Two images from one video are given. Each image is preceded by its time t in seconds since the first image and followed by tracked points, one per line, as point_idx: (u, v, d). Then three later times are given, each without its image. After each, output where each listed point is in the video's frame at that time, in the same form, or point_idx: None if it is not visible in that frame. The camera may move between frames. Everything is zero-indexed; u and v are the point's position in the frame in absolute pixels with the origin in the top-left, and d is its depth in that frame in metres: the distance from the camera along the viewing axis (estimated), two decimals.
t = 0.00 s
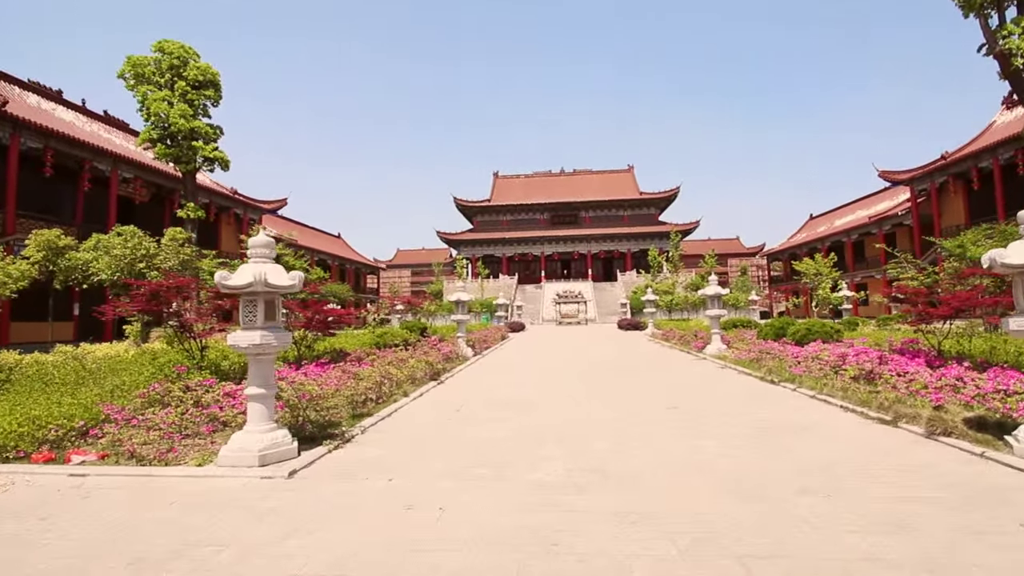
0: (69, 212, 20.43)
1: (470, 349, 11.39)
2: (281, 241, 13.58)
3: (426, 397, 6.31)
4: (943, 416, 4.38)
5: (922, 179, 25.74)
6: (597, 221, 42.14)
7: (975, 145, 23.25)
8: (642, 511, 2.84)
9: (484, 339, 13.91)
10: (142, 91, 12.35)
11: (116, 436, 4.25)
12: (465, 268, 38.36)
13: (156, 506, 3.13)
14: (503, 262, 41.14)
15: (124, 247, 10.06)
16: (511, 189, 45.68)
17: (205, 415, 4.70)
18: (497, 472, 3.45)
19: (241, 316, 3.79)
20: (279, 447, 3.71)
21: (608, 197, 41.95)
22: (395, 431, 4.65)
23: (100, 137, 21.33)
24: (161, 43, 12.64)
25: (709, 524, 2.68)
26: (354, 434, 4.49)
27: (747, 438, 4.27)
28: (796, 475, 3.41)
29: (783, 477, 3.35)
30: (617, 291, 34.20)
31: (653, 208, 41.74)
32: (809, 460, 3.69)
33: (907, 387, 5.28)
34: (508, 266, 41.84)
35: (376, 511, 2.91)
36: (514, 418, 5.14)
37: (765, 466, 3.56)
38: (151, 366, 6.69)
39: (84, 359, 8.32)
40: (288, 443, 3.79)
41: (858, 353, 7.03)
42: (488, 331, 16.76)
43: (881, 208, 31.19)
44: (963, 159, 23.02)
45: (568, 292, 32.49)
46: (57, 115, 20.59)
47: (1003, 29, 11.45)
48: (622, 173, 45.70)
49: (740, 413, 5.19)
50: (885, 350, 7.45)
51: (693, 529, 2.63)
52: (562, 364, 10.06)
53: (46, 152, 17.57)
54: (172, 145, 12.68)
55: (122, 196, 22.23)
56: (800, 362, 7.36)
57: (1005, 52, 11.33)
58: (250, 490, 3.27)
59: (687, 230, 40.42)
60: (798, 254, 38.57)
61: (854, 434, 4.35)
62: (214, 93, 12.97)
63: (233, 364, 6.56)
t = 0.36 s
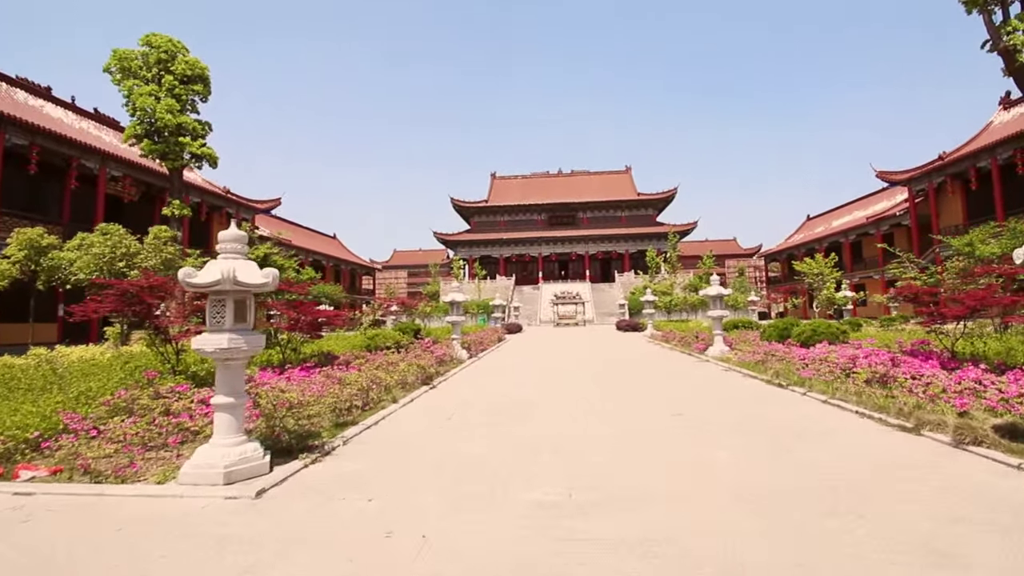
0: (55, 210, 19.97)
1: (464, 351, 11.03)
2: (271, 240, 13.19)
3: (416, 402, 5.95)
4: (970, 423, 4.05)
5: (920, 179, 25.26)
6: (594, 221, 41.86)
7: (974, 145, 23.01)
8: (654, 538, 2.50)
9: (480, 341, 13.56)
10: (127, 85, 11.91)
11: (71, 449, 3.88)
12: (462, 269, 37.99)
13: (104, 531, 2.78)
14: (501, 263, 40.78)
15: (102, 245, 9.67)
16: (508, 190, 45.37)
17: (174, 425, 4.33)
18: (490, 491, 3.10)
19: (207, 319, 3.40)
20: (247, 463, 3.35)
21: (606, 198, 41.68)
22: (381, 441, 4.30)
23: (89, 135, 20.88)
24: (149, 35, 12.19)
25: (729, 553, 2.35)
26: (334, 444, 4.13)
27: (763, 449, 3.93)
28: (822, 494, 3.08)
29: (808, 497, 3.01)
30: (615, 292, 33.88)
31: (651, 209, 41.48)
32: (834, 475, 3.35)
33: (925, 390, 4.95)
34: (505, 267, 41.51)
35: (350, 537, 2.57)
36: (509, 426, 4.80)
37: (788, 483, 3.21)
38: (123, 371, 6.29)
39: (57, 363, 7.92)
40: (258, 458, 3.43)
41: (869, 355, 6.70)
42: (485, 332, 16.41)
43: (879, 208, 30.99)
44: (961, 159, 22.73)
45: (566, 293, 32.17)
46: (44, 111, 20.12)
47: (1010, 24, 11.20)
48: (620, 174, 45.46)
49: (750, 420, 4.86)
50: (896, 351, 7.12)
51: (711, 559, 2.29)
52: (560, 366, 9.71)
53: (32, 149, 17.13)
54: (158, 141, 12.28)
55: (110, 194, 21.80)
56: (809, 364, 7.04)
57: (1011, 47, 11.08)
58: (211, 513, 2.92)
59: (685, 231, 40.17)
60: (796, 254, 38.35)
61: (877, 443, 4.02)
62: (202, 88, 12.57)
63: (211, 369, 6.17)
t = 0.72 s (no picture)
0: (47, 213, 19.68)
1: (461, 355, 10.73)
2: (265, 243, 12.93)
3: (407, 411, 5.64)
4: (1000, 432, 3.75)
5: (922, 178, 24.99)
6: (594, 223, 41.60)
7: (976, 145, 22.78)
8: (668, 569, 2.21)
9: (477, 345, 13.24)
10: (115, 83, 11.64)
11: (29, 467, 3.58)
12: (461, 271, 37.70)
13: (47, 562, 2.47)
14: (500, 265, 40.49)
15: (89, 248, 9.49)
16: (507, 192, 45.13)
17: (146, 438, 4.12)
18: (484, 513, 2.81)
19: (173, 324, 3.09)
20: (214, 482, 3.05)
21: (606, 200, 41.44)
22: (368, 455, 4.01)
23: (81, 136, 20.60)
24: (138, 33, 11.92)
25: None
26: (313, 459, 3.82)
27: (780, 463, 3.64)
28: (850, 515, 2.78)
29: (835, 518, 2.72)
30: (615, 294, 33.59)
31: (650, 211, 41.23)
32: (861, 493, 3.06)
33: (947, 396, 4.65)
34: (504, 269, 41.22)
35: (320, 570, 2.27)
36: (505, 436, 4.50)
37: (809, 502, 2.93)
38: (99, 379, 5.97)
39: (36, 369, 7.61)
40: (228, 477, 3.13)
41: (883, 359, 6.39)
42: (484, 336, 16.13)
43: (881, 208, 30.72)
44: (963, 159, 22.49)
45: (566, 295, 31.85)
46: (36, 112, 19.85)
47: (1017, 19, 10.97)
48: (619, 175, 45.24)
49: (763, 430, 4.55)
50: (911, 355, 6.81)
51: None
52: (560, 371, 9.41)
53: (22, 150, 16.86)
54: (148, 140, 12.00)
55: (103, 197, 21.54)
56: (819, 369, 6.73)
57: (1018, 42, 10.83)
58: (168, 541, 2.62)
59: (685, 232, 39.91)
60: (797, 256, 38.09)
61: (902, 455, 3.73)
62: (193, 86, 12.32)
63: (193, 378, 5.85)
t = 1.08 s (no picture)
0: (48, 213, 19.54)
1: (462, 358, 10.45)
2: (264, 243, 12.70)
3: (404, 419, 5.35)
4: None
5: (934, 178, 24.52)
6: (598, 224, 41.25)
7: (987, 144, 22.34)
8: None
9: (479, 347, 12.94)
10: (111, 81, 11.43)
11: None
12: (464, 272, 37.43)
13: None
14: (503, 266, 40.20)
15: (81, 247, 9.26)
16: (511, 192, 44.83)
17: (120, 449, 3.83)
18: (487, 543, 2.52)
19: (139, 327, 2.82)
20: (184, 501, 2.76)
21: (610, 200, 41.09)
22: (360, 468, 3.72)
23: (83, 136, 20.45)
24: (133, 30, 11.71)
25: None
26: (298, 473, 3.53)
27: (809, 484, 3.33)
28: (896, 549, 2.47)
29: (881, 554, 2.41)
30: (620, 296, 33.23)
31: (655, 212, 40.87)
32: (905, 522, 2.75)
33: (986, 409, 4.32)
34: (508, 270, 40.93)
35: None
36: (508, 448, 4.20)
37: (849, 533, 2.62)
38: (83, 383, 5.70)
39: (21, 370, 7.35)
40: (200, 495, 2.84)
41: (908, 366, 6.06)
42: (486, 337, 15.84)
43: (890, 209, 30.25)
44: (976, 159, 22.09)
45: (570, 296, 31.51)
46: (38, 112, 19.70)
47: None
48: (624, 176, 44.88)
49: (785, 445, 4.24)
50: (937, 361, 6.46)
51: None
52: (565, 375, 9.09)
53: (23, 151, 16.70)
54: (144, 138, 11.79)
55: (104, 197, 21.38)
56: (840, 376, 6.41)
57: None
58: (129, 569, 2.34)
59: (691, 233, 39.52)
60: (804, 257, 37.64)
61: (943, 475, 3.43)
62: (189, 84, 12.12)
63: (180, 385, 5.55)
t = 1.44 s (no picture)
0: (37, 210, 19.18)
1: (457, 359, 10.17)
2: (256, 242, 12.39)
3: (394, 424, 5.06)
4: None
5: (937, 177, 24.33)
6: (596, 224, 41.04)
7: (991, 144, 22.14)
8: None
9: (476, 348, 12.66)
10: (96, 73, 11.13)
11: None
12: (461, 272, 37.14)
13: None
14: (500, 266, 39.92)
15: (63, 245, 8.94)
16: (508, 193, 44.59)
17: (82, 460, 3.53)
18: (479, 570, 2.24)
19: (90, 328, 2.56)
20: (141, 520, 2.49)
21: (608, 201, 40.89)
22: (343, 479, 3.45)
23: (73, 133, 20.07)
24: (120, 21, 11.40)
25: None
26: (274, 485, 3.25)
27: (828, 498, 3.08)
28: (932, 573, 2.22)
29: None
30: (618, 296, 33.01)
31: (653, 212, 40.68)
32: (937, 542, 2.50)
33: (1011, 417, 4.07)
34: (505, 271, 40.66)
35: None
36: (503, 457, 3.94)
37: (878, 555, 2.37)
38: (54, 387, 5.38)
39: None
40: (160, 512, 2.57)
41: (921, 369, 5.81)
42: (482, 338, 15.56)
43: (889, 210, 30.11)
44: (978, 159, 21.92)
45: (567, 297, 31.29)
46: (27, 107, 19.33)
47: None
48: (622, 177, 44.69)
49: (798, 454, 3.98)
50: (950, 364, 6.22)
51: None
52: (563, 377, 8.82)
53: (10, 147, 16.33)
54: (130, 133, 11.50)
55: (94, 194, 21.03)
56: (849, 380, 6.15)
57: None
58: None
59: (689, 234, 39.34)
60: (802, 258, 37.50)
61: (974, 488, 3.17)
62: (177, 77, 11.83)
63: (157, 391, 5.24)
